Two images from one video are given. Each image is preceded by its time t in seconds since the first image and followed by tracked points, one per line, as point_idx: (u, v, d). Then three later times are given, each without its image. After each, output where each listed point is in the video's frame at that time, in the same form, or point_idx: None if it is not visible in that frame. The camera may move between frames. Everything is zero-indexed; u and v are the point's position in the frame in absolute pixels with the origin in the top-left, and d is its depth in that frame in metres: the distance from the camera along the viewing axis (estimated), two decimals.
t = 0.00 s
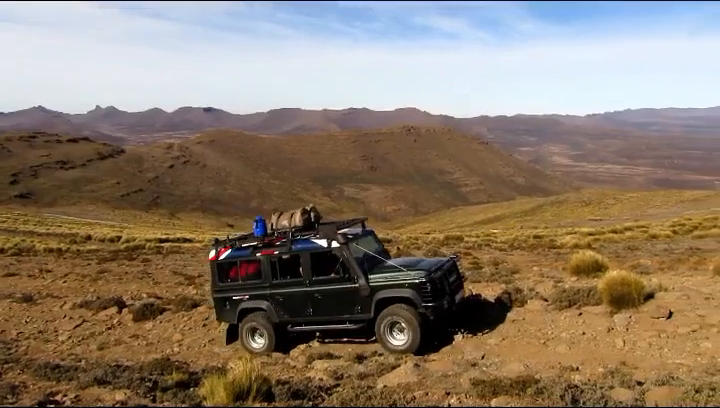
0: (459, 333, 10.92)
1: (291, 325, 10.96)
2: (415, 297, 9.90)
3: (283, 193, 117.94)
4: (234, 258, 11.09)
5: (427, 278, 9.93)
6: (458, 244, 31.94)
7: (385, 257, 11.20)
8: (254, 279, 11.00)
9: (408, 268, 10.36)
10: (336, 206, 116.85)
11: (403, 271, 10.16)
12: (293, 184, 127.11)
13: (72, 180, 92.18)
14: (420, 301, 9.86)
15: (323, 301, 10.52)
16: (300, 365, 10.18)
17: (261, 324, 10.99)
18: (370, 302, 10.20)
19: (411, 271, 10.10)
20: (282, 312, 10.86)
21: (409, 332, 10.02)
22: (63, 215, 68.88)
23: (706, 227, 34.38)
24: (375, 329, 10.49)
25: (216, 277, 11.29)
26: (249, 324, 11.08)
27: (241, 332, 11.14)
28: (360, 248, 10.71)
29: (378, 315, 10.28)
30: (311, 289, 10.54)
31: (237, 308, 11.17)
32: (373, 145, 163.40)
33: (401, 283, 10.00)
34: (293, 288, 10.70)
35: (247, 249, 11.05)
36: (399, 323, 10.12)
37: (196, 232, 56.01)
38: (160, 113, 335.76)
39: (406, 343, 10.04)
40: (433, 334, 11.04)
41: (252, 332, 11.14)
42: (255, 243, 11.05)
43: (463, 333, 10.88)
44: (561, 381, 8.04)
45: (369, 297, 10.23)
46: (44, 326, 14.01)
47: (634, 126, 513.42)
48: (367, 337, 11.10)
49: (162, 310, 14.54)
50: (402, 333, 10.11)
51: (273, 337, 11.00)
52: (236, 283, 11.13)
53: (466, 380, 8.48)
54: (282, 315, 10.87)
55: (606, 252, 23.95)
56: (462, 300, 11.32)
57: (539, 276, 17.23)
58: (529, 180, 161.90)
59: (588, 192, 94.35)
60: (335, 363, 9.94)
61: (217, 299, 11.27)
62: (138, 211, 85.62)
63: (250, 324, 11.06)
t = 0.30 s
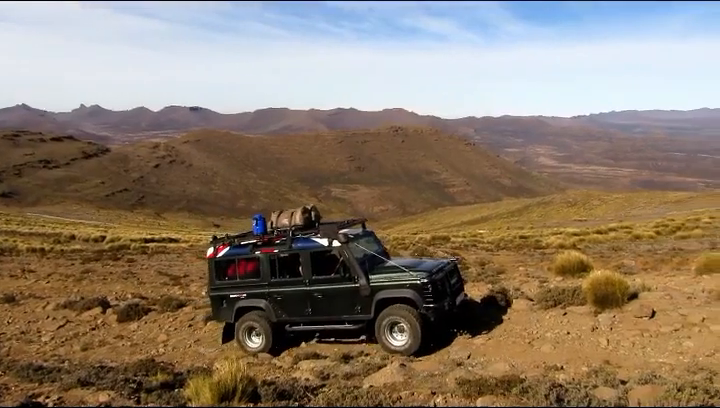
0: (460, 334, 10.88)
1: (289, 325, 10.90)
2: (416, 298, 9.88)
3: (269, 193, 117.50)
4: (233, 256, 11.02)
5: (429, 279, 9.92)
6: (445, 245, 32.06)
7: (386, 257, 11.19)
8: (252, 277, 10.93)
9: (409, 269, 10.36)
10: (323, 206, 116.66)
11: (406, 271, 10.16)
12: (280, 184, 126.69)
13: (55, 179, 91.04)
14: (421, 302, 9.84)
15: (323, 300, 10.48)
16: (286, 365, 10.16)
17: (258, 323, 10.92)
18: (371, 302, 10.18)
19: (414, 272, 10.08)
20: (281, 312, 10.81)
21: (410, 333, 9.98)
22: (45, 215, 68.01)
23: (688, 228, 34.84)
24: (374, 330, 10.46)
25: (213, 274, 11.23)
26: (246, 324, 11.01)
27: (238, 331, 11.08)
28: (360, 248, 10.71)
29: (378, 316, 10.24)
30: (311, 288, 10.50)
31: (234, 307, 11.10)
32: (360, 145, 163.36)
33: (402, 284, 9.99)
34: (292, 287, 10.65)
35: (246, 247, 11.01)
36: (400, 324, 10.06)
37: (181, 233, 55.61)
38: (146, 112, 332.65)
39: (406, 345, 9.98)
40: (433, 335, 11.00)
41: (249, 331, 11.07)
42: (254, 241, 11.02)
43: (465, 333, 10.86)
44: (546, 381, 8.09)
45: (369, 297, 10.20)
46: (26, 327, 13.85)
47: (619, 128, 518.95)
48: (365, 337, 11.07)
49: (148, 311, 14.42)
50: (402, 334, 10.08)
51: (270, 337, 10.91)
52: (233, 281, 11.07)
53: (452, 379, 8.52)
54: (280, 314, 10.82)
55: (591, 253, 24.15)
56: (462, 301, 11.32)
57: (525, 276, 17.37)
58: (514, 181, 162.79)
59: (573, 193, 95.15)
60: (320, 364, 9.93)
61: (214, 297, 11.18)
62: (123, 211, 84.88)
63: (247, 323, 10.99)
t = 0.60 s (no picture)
0: (453, 337, 10.80)
1: (279, 327, 10.77)
2: (410, 301, 9.79)
3: (252, 196, 116.93)
4: (222, 257, 10.90)
5: (423, 282, 9.83)
6: (428, 247, 32.23)
7: (378, 260, 11.12)
8: (242, 279, 10.81)
9: (404, 272, 10.26)
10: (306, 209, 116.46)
11: (400, 274, 10.06)
12: (262, 187, 126.10)
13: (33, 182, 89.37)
14: (415, 305, 9.75)
15: (315, 303, 10.36)
16: (268, 369, 10.10)
17: (248, 326, 10.78)
18: (364, 305, 10.08)
19: (407, 275, 9.99)
20: (272, 314, 10.67)
21: (404, 336, 9.89)
22: (23, 219, 66.79)
23: (665, 230, 35.47)
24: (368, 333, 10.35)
25: (202, 276, 11.09)
26: (236, 327, 10.86)
27: (228, 333, 10.91)
28: (353, 249, 10.61)
29: (371, 319, 10.14)
30: (302, 291, 10.38)
31: (223, 308, 10.95)
32: (343, 148, 163.40)
33: (396, 286, 9.90)
34: (284, 289, 10.51)
35: (238, 248, 10.89)
36: (393, 327, 9.98)
37: (163, 236, 55.16)
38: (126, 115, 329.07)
39: (400, 348, 9.89)
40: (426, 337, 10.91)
41: (239, 334, 10.94)
42: (245, 242, 10.91)
43: (457, 336, 10.78)
44: (527, 382, 8.17)
45: (362, 299, 10.09)
46: (2, 334, 13.59)
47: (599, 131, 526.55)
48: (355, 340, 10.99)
49: (127, 315, 14.23)
50: (395, 337, 10.00)
51: (260, 340, 10.76)
52: (223, 283, 10.93)
53: (434, 382, 8.53)
54: (271, 316, 10.68)
55: (571, 255, 24.44)
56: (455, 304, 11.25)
57: (506, 279, 17.51)
58: (496, 184, 164.17)
59: (553, 195, 96.41)
60: (303, 368, 9.88)
61: (203, 299, 11.03)
62: (103, 214, 83.93)
63: (237, 325, 10.84)
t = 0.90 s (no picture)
0: (444, 336, 10.74)
1: (270, 330, 10.65)
2: (403, 302, 9.70)
3: (231, 196, 116.04)
4: (209, 260, 10.75)
5: (416, 283, 9.75)
6: (408, 246, 32.36)
7: (368, 259, 11.04)
8: (230, 281, 10.66)
9: (396, 273, 10.15)
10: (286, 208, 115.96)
11: (392, 275, 9.96)
12: (241, 187, 125.29)
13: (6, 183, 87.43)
14: (409, 306, 9.67)
15: (306, 305, 10.26)
16: (246, 370, 10.03)
17: (238, 329, 10.65)
18: (356, 307, 10.00)
19: (400, 276, 9.91)
20: (261, 317, 10.55)
21: (397, 338, 9.81)
22: None
23: (640, 228, 36.05)
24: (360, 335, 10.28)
25: (189, 279, 10.91)
26: (226, 330, 10.73)
27: (216, 337, 10.77)
28: (342, 250, 10.49)
29: (364, 321, 10.04)
30: (292, 293, 10.27)
31: (212, 312, 10.79)
32: (322, 147, 163.10)
33: (389, 288, 9.82)
34: (274, 292, 10.39)
35: (225, 250, 10.73)
36: (387, 330, 9.89)
37: (140, 237, 54.42)
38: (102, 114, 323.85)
39: (396, 349, 9.81)
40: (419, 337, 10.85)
41: (229, 338, 10.82)
42: (233, 244, 10.77)
43: (447, 336, 10.73)
44: (504, 379, 8.24)
45: (354, 301, 9.97)
46: None
47: (576, 131, 533.85)
48: (348, 341, 10.92)
49: (102, 318, 14.03)
50: (389, 339, 9.94)
51: (251, 343, 10.65)
52: (210, 286, 10.77)
53: (412, 380, 8.57)
54: (261, 319, 10.55)
55: (548, 253, 24.75)
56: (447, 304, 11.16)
57: (484, 277, 17.67)
58: (474, 184, 165.38)
59: (530, 195, 97.50)
60: (281, 368, 9.84)
61: (189, 302, 10.85)
62: (78, 215, 82.63)
63: (227, 329, 10.71)
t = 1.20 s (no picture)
0: (428, 336, 10.76)
1: (251, 332, 10.51)
2: (388, 303, 9.67)
3: (201, 196, 114.68)
4: (188, 262, 10.48)
5: (401, 284, 9.72)
6: (381, 246, 32.47)
7: (351, 259, 10.99)
8: (211, 283, 10.46)
9: (381, 273, 10.11)
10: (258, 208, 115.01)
11: (376, 276, 9.92)
12: (212, 187, 123.89)
13: None
14: (394, 307, 9.63)
15: (288, 307, 10.14)
16: (218, 372, 9.91)
17: (219, 332, 10.46)
18: (340, 308, 9.92)
19: (384, 277, 9.86)
20: (243, 319, 10.38)
21: (381, 338, 9.78)
22: None
23: (606, 227, 36.83)
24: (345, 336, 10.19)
25: (167, 281, 10.62)
26: (206, 333, 10.52)
27: (197, 340, 10.56)
28: (326, 250, 10.41)
29: (348, 322, 9.96)
30: (275, 295, 10.12)
31: (192, 314, 10.57)
32: (294, 147, 162.35)
33: (372, 289, 9.77)
34: (256, 293, 10.23)
35: (205, 251, 10.51)
36: (371, 329, 9.85)
37: (108, 238, 53.36)
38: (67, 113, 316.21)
39: (379, 350, 9.78)
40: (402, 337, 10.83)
41: (210, 341, 10.60)
42: (213, 246, 10.57)
43: (430, 335, 10.74)
44: (475, 377, 8.32)
45: (338, 303, 9.89)
46: None
47: (545, 131, 542.97)
48: (331, 342, 10.86)
49: (68, 322, 13.72)
50: (373, 339, 9.89)
51: (232, 346, 10.48)
52: (190, 288, 10.53)
53: (384, 379, 8.59)
54: (243, 322, 10.40)
55: (518, 252, 25.11)
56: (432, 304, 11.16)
57: (456, 275, 17.85)
58: (446, 184, 166.80)
59: (500, 194, 98.80)
60: (252, 370, 9.76)
61: (168, 305, 10.59)
62: (42, 216, 80.51)
63: (208, 331, 10.51)
